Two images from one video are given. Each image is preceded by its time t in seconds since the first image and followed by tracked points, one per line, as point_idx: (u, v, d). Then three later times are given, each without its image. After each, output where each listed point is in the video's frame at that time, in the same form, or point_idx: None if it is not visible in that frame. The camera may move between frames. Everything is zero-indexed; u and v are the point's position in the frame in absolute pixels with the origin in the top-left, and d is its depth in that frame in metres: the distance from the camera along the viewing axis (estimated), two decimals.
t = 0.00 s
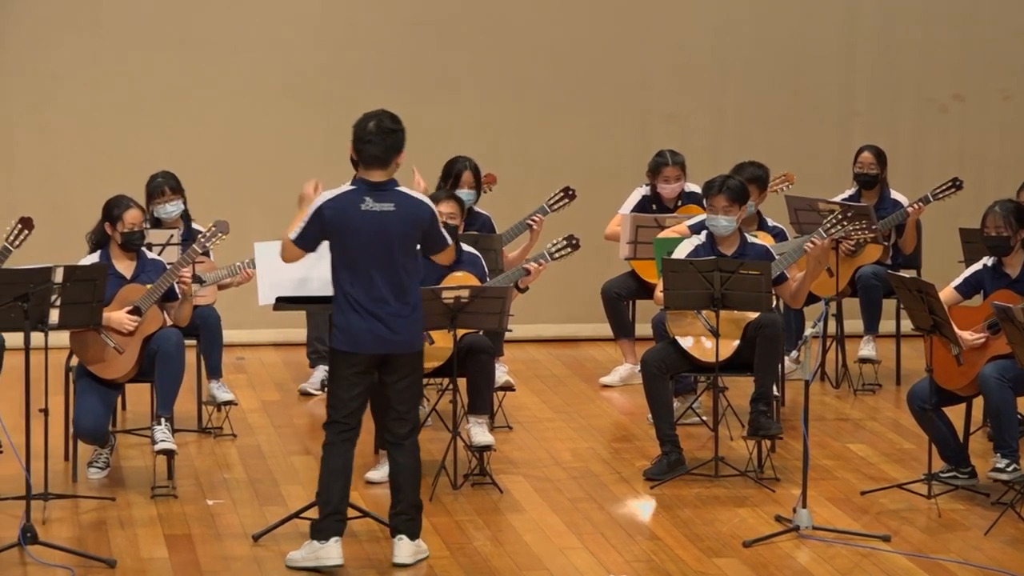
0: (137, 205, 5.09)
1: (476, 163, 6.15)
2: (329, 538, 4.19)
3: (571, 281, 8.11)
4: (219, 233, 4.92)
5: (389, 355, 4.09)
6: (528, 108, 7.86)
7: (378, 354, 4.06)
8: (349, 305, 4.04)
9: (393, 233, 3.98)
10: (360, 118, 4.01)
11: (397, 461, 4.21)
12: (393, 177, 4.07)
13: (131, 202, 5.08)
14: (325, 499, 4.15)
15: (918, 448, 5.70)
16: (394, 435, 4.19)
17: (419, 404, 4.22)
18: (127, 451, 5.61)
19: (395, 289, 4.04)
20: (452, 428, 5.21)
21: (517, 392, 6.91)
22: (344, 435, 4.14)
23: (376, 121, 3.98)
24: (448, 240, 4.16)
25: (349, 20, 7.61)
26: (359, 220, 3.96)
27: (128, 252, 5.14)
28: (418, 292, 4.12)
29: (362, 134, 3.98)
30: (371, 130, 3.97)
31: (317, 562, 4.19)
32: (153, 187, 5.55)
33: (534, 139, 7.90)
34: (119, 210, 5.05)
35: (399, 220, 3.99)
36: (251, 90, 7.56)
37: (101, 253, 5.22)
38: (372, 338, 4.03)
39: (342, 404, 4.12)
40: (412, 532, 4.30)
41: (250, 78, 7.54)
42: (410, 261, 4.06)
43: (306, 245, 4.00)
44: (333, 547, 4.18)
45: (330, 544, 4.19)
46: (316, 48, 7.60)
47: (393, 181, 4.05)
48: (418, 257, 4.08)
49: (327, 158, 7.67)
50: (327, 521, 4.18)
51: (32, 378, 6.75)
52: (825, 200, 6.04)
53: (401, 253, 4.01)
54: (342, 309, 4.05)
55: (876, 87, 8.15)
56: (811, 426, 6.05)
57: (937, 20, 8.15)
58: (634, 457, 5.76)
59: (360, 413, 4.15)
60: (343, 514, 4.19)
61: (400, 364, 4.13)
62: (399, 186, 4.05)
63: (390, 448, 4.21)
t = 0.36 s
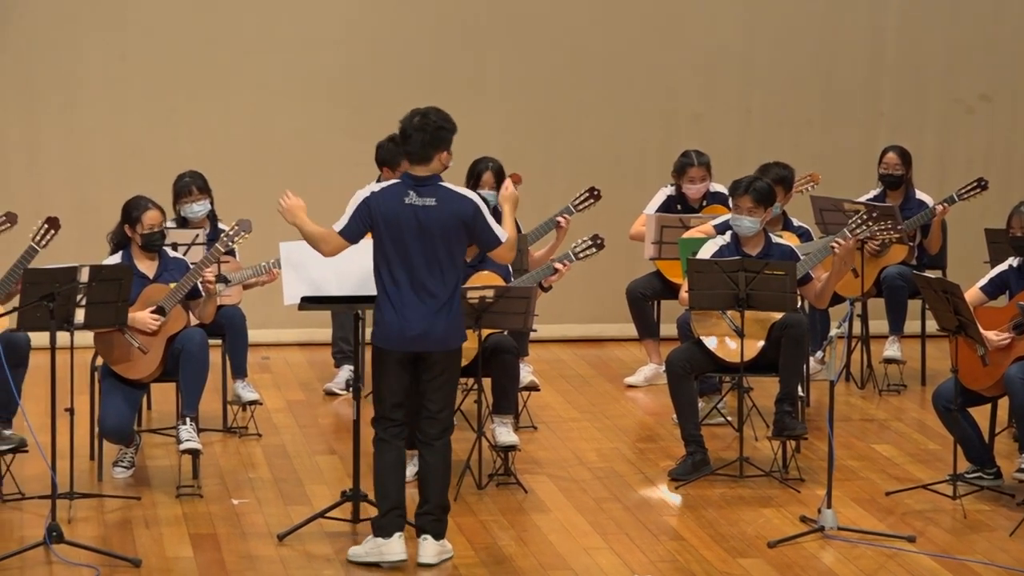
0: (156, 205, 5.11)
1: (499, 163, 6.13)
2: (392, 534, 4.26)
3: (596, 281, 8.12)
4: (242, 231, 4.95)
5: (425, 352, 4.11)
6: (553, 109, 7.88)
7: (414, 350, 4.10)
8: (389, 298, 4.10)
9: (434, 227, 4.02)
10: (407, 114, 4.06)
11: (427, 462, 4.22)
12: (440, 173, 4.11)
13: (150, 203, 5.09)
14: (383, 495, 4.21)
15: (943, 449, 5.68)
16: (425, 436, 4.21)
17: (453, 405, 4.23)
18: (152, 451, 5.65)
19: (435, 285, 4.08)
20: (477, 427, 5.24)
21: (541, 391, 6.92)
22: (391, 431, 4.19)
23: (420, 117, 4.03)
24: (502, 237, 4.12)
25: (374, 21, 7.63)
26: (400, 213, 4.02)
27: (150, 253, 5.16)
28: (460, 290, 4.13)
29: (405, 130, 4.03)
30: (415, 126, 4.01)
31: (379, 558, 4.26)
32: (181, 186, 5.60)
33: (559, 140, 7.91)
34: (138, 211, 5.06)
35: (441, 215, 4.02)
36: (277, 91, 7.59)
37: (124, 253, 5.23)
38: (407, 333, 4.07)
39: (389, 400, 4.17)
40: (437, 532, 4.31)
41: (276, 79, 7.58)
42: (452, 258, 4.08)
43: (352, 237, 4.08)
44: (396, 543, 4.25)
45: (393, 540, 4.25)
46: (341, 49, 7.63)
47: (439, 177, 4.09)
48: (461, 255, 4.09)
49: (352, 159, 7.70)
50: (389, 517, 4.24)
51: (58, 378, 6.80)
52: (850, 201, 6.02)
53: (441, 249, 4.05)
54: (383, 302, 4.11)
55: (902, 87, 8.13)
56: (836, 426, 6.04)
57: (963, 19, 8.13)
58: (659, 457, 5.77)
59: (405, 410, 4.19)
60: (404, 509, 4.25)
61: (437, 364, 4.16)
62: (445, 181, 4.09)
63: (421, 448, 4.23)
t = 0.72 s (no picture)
0: (180, 205, 5.14)
1: (522, 161, 6.14)
2: (393, 531, 4.25)
3: (621, 281, 8.12)
4: (268, 231, 4.99)
5: (450, 350, 4.14)
6: (579, 109, 7.89)
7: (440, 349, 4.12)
8: (412, 298, 4.10)
9: (461, 224, 4.05)
10: (425, 111, 4.04)
11: (450, 460, 4.24)
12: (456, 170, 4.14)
13: (173, 203, 5.12)
14: (387, 491, 4.22)
15: (970, 449, 5.67)
16: (447, 435, 4.22)
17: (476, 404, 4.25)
18: (179, 450, 5.69)
19: (461, 283, 4.10)
20: (503, 427, 5.26)
21: (567, 391, 6.94)
22: (404, 430, 4.22)
23: (443, 115, 4.03)
24: (513, 234, 4.25)
25: (401, 22, 7.66)
26: (428, 212, 4.02)
27: (176, 252, 5.20)
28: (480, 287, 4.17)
29: (428, 129, 4.03)
30: (443, 125, 4.02)
31: (381, 555, 4.26)
32: (218, 188, 5.63)
33: (584, 140, 7.92)
34: (162, 211, 5.09)
35: (468, 213, 4.05)
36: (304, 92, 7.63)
37: (150, 253, 5.29)
38: (436, 332, 4.08)
39: (403, 397, 4.19)
40: (463, 531, 4.33)
41: (303, 81, 7.62)
42: (476, 254, 4.12)
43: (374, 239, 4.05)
44: (396, 540, 4.24)
45: (394, 537, 4.24)
46: (369, 50, 7.65)
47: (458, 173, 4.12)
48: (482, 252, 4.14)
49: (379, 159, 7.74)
50: (392, 513, 4.24)
51: (85, 377, 6.86)
52: (877, 201, 6.00)
53: (466, 245, 4.07)
54: (407, 302, 4.10)
55: (929, 88, 8.11)
56: (862, 427, 6.03)
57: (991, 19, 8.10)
58: (685, 457, 5.77)
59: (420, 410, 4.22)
60: (406, 506, 4.25)
61: (458, 362, 4.18)
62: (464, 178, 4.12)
63: (444, 448, 4.24)
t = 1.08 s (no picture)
0: (218, 212, 5.19)
1: (548, 161, 6.18)
2: (409, 541, 4.28)
3: (649, 281, 8.13)
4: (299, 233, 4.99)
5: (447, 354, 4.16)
6: (607, 110, 7.90)
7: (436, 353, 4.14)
8: (406, 304, 4.11)
9: (454, 227, 4.08)
10: (418, 114, 4.08)
11: (463, 460, 4.28)
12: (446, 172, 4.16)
13: (211, 209, 5.15)
14: (399, 503, 4.24)
15: (999, 450, 5.65)
16: (457, 435, 4.26)
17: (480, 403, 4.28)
18: (207, 450, 5.73)
19: (454, 286, 4.12)
20: (531, 426, 5.26)
21: (595, 392, 6.95)
22: (409, 438, 4.21)
23: (437, 119, 4.08)
24: (513, 236, 4.25)
25: (429, 23, 7.68)
26: (419, 217, 4.04)
27: (209, 254, 5.26)
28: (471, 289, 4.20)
29: (424, 132, 4.05)
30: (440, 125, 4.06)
31: (396, 564, 4.29)
32: (258, 196, 5.64)
33: (611, 140, 7.93)
34: (201, 215, 5.13)
35: (459, 215, 4.09)
36: (332, 93, 7.66)
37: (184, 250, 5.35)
38: (432, 337, 4.11)
39: (405, 406, 4.19)
40: (489, 531, 4.38)
41: (331, 82, 7.66)
42: (467, 257, 4.15)
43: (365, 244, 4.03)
44: (410, 551, 4.27)
45: (409, 548, 4.28)
46: (397, 51, 7.68)
47: (448, 176, 4.14)
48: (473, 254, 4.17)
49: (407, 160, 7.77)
50: (405, 524, 4.27)
51: (114, 377, 6.91)
52: (905, 201, 5.96)
53: (458, 249, 4.10)
54: (400, 307, 4.12)
55: (958, 87, 8.08)
56: (890, 427, 6.02)
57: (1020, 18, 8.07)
58: (713, 458, 5.77)
59: (422, 415, 4.21)
60: (419, 518, 4.28)
61: (461, 363, 4.21)
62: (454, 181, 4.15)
63: (454, 448, 4.28)
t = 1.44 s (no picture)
0: (248, 220, 5.21)
1: (580, 162, 6.20)
2: (439, 543, 4.32)
3: (680, 281, 8.13)
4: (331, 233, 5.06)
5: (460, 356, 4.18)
6: (638, 110, 7.90)
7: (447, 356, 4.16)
8: (415, 306, 4.14)
9: (459, 229, 4.10)
10: (425, 115, 4.09)
11: (477, 461, 4.30)
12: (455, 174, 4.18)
13: (242, 219, 5.18)
14: (428, 508, 4.26)
15: None
16: (472, 434, 4.28)
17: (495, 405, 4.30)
18: (240, 449, 5.78)
19: (461, 289, 4.14)
20: (563, 427, 5.27)
21: (627, 392, 6.96)
22: (432, 440, 4.22)
23: (442, 119, 4.08)
24: (519, 239, 4.26)
25: (461, 25, 7.71)
26: (424, 218, 4.07)
27: (242, 259, 5.28)
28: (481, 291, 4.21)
29: (427, 132, 4.06)
30: (444, 128, 4.06)
31: (428, 565, 4.33)
32: (291, 198, 5.71)
33: (643, 140, 7.93)
34: (231, 224, 5.17)
35: (464, 217, 4.10)
36: (364, 94, 7.70)
37: (217, 252, 5.37)
38: (440, 339, 4.13)
39: (426, 408, 4.20)
40: (503, 529, 4.40)
41: (363, 84, 7.69)
42: (475, 259, 4.16)
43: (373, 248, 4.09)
44: (442, 551, 4.30)
45: (440, 549, 4.31)
46: (429, 53, 7.72)
47: (455, 177, 4.16)
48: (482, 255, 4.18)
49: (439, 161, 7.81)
50: (433, 527, 4.30)
51: (146, 376, 6.98)
52: (938, 201, 5.96)
53: (464, 250, 4.12)
54: (408, 311, 4.15)
55: (992, 87, 8.05)
56: (922, 428, 6.00)
57: None
58: (745, 458, 5.77)
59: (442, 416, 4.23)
60: (446, 520, 4.30)
61: (478, 366, 4.23)
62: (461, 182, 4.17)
63: (469, 447, 4.30)
